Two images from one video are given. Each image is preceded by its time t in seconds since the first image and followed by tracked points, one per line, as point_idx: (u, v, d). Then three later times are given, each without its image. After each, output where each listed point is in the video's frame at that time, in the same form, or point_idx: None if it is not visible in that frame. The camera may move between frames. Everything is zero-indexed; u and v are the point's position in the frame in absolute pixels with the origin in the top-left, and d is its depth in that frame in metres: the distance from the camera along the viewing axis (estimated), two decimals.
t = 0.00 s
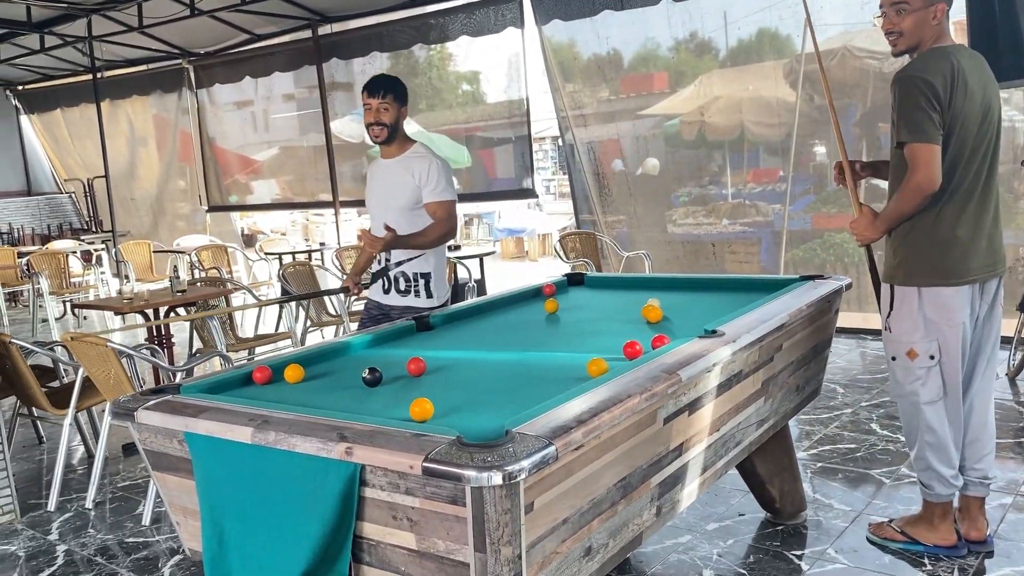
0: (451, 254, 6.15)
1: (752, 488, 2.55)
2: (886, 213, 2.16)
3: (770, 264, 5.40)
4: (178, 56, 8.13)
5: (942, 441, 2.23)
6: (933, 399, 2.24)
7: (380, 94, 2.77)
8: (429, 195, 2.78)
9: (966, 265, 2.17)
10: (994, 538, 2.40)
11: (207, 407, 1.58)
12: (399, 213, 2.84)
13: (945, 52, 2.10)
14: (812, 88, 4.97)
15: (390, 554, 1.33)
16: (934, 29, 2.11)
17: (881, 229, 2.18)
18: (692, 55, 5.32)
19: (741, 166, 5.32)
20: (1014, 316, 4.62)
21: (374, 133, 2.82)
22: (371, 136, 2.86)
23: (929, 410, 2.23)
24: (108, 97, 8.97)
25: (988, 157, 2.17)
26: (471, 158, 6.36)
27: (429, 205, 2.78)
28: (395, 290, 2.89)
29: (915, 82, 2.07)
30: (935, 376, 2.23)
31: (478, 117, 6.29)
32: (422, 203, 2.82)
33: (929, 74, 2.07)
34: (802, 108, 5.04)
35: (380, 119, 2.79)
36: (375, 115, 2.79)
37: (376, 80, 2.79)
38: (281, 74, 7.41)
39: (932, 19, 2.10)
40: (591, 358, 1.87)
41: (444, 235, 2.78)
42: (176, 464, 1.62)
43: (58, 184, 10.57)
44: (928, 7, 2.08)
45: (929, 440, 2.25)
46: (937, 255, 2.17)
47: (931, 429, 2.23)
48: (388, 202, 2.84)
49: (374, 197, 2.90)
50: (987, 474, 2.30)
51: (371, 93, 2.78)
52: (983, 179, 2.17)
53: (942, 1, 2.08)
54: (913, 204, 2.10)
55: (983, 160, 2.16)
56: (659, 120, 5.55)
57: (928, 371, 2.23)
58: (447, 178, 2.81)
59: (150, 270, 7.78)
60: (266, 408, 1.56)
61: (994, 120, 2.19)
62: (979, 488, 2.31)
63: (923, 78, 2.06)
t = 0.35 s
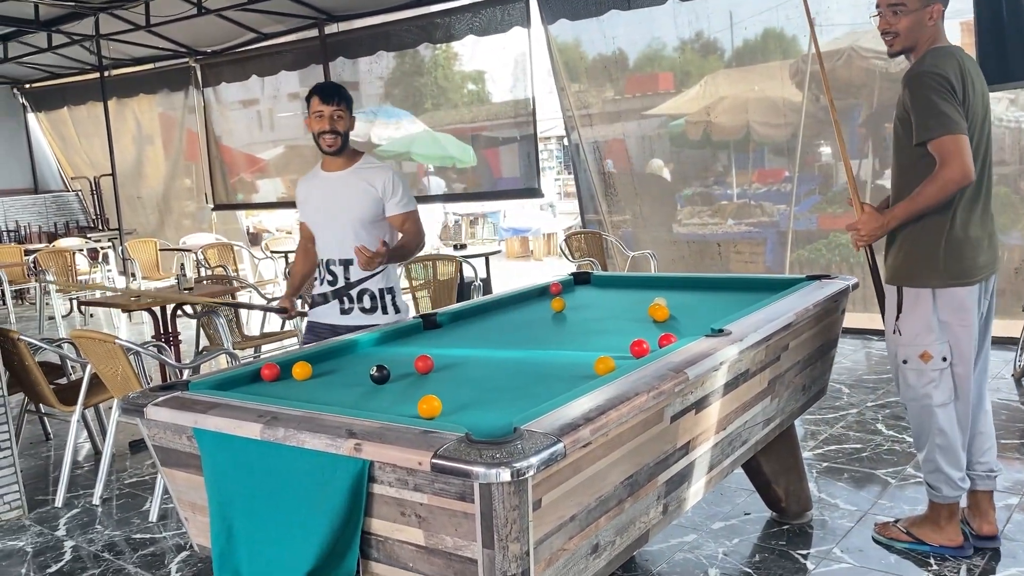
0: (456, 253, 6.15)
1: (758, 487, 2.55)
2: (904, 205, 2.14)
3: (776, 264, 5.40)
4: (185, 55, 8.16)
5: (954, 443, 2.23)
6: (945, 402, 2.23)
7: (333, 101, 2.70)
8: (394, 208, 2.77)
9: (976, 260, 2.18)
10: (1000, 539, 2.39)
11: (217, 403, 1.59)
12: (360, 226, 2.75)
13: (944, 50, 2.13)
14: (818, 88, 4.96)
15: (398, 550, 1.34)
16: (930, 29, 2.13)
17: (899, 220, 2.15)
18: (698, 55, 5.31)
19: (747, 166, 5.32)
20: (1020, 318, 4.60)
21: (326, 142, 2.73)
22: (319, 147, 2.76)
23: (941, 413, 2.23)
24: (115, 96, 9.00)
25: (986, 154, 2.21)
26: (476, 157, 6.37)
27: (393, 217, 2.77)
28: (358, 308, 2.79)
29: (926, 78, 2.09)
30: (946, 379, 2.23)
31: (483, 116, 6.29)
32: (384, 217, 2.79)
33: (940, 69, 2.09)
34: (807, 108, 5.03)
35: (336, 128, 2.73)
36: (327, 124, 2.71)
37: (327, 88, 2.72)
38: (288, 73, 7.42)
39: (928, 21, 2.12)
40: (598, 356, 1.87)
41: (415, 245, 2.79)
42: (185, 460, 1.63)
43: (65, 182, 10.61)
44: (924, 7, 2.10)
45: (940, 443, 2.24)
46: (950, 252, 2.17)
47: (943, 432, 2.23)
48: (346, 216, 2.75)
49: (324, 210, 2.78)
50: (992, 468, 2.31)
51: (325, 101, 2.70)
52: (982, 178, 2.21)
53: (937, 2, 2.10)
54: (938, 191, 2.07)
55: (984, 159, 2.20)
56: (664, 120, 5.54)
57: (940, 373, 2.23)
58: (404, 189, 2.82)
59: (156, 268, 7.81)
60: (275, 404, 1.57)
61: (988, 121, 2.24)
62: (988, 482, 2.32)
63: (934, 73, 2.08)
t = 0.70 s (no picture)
0: (458, 253, 6.15)
1: (760, 489, 2.55)
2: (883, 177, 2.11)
3: (778, 266, 5.40)
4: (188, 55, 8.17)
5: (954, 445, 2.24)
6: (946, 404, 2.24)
7: (288, 89, 2.60)
8: (357, 197, 2.78)
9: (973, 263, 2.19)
10: (1002, 541, 2.39)
11: (221, 402, 1.60)
12: (324, 219, 2.68)
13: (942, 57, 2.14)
14: (820, 91, 4.96)
15: (401, 550, 1.34)
16: (922, 39, 2.14)
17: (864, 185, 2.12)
18: (700, 57, 5.31)
19: (748, 167, 5.32)
20: (1023, 321, 4.59)
21: (281, 132, 2.62)
22: (271, 137, 2.63)
23: (943, 414, 2.23)
24: (118, 96, 9.02)
25: (982, 160, 2.22)
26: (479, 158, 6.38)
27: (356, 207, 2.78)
28: (324, 304, 2.69)
29: (927, 82, 2.09)
30: (947, 381, 2.24)
31: (485, 118, 6.30)
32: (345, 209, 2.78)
33: (939, 73, 2.09)
34: (809, 111, 5.03)
35: (292, 117, 2.63)
36: (284, 112, 2.60)
37: (276, 76, 2.61)
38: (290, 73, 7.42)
39: (920, 30, 2.13)
40: (601, 357, 1.88)
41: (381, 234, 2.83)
42: (189, 459, 1.64)
43: (68, 182, 10.62)
44: (916, 17, 2.12)
45: (938, 445, 2.25)
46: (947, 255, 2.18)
47: (943, 434, 2.24)
48: (311, 208, 2.65)
49: (279, 204, 2.63)
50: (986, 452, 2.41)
51: (279, 88, 2.60)
52: (981, 182, 2.22)
53: (930, 11, 2.12)
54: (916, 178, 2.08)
55: (980, 164, 2.21)
56: (666, 121, 5.55)
57: (943, 375, 2.23)
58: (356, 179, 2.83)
59: (158, 268, 7.82)
60: (279, 404, 1.57)
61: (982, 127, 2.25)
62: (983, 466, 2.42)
63: (934, 78, 2.09)
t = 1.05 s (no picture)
0: (458, 256, 6.14)
1: (761, 492, 2.54)
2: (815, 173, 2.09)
3: (778, 270, 5.39)
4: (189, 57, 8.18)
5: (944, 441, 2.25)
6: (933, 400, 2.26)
7: (303, 89, 2.59)
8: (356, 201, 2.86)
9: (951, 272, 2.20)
10: (1002, 546, 2.39)
11: (222, 404, 1.60)
12: (332, 219, 2.70)
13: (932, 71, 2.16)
14: (820, 94, 4.95)
15: (402, 553, 1.34)
16: (917, 53, 2.17)
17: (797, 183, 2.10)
18: (699, 60, 5.32)
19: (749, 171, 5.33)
20: None
21: (296, 131, 2.59)
22: (282, 136, 2.59)
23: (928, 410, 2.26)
24: (118, 97, 9.02)
25: (973, 172, 2.22)
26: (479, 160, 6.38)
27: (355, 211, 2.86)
28: (336, 305, 2.70)
29: (905, 94, 2.11)
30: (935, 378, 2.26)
31: (485, 120, 6.30)
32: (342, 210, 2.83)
33: (919, 86, 2.11)
34: (809, 114, 5.02)
35: (304, 116, 2.61)
36: (298, 111, 2.58)
37: (286, 75, 2.59)
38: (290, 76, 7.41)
39: (916, 45, 2.16)
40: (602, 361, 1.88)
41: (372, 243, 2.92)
42: (189, 461, 1.63)
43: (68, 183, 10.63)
44: (911, 33, 2.14)
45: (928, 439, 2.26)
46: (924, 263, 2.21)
47: (931, 429, 2.26)
48: (324, 209, 2.67)
49: (293, 203, 2.60)
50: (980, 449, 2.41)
51: (289, 87, 2.57)
52: (971, 192, 2.23)
53: (925, 27, 2.14)
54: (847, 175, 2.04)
55: (970, 174, 2.22)
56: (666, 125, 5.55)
57: (928, 372, 2.25)
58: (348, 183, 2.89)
59: (158, 269, 7.81)
60: (279, 406, 1.57)
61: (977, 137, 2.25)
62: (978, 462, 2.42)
63: (918, 90, 2.11)
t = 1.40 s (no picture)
0: (458, 259, 6.13)
1: (761, 497, 2.53)
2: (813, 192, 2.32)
3: (778, 273, 5.39)
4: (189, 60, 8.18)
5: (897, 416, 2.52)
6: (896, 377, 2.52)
7: (312, 92, 2.59)
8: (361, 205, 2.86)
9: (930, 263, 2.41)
10: (1003, 551, 2.38)
11: (220, 408, 1.59)
12: (338, 222, 2.72)
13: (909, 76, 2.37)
14: (820, 98, 4.95)
15: (402, 557, 1.33)
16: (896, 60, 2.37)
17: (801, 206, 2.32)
18: (700, 64, 5.31)
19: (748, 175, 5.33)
20: None
21: (305, 135, 2.59)
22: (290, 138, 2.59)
23: (887, 385, 2.52)
24: (118, 99, 9.01)
25: (947, 170, 2.45)
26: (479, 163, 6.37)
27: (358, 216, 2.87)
28: (341, 308, 2.70)
29: (887, 100, 2.32)
30: (902, 362, 2.50)
31: (485, 123, 6.30)
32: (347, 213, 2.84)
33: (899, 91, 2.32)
34: (809, 118, 5.02)
35: (313, 120, 2.61)
36: (307, 114, 2.58)
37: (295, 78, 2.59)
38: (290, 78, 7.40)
39: (895, 52, 2.37)
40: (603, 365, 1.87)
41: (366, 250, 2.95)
42: (187, 464, 1.63)
43: (67, 185, 10.63)
44: (891, 41, 2.35)
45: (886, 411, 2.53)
46: (905, 253, 2.43)
47: (888, 404, 2.53)
48: (331, 211, 2.68)
49: (300, 204, 2.61)
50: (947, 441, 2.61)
51: (299, 90, 2.57)
52: (944, 189, 2.46)
53: (902, 36, 2.35)
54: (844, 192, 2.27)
55: (943, 172, 2.45)
56: (666, 128, 5.55)
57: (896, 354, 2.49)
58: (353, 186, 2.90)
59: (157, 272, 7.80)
60: (278, 409, 1.56)
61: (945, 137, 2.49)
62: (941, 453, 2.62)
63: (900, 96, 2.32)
